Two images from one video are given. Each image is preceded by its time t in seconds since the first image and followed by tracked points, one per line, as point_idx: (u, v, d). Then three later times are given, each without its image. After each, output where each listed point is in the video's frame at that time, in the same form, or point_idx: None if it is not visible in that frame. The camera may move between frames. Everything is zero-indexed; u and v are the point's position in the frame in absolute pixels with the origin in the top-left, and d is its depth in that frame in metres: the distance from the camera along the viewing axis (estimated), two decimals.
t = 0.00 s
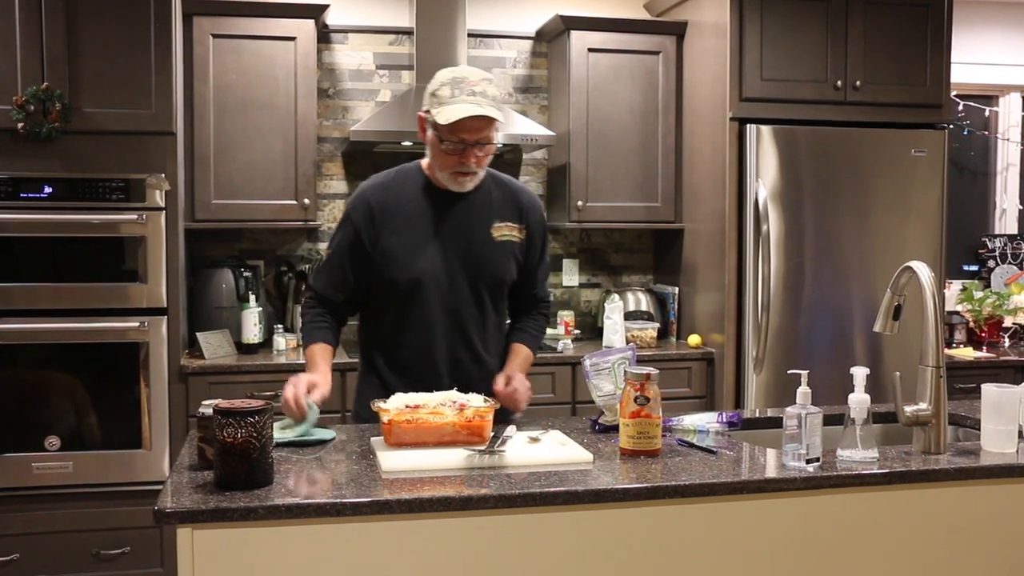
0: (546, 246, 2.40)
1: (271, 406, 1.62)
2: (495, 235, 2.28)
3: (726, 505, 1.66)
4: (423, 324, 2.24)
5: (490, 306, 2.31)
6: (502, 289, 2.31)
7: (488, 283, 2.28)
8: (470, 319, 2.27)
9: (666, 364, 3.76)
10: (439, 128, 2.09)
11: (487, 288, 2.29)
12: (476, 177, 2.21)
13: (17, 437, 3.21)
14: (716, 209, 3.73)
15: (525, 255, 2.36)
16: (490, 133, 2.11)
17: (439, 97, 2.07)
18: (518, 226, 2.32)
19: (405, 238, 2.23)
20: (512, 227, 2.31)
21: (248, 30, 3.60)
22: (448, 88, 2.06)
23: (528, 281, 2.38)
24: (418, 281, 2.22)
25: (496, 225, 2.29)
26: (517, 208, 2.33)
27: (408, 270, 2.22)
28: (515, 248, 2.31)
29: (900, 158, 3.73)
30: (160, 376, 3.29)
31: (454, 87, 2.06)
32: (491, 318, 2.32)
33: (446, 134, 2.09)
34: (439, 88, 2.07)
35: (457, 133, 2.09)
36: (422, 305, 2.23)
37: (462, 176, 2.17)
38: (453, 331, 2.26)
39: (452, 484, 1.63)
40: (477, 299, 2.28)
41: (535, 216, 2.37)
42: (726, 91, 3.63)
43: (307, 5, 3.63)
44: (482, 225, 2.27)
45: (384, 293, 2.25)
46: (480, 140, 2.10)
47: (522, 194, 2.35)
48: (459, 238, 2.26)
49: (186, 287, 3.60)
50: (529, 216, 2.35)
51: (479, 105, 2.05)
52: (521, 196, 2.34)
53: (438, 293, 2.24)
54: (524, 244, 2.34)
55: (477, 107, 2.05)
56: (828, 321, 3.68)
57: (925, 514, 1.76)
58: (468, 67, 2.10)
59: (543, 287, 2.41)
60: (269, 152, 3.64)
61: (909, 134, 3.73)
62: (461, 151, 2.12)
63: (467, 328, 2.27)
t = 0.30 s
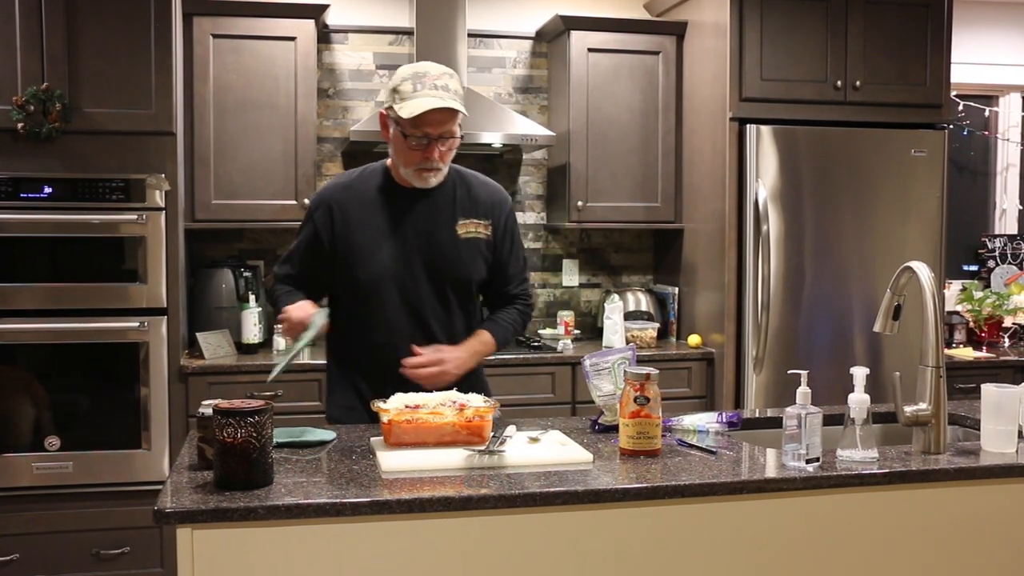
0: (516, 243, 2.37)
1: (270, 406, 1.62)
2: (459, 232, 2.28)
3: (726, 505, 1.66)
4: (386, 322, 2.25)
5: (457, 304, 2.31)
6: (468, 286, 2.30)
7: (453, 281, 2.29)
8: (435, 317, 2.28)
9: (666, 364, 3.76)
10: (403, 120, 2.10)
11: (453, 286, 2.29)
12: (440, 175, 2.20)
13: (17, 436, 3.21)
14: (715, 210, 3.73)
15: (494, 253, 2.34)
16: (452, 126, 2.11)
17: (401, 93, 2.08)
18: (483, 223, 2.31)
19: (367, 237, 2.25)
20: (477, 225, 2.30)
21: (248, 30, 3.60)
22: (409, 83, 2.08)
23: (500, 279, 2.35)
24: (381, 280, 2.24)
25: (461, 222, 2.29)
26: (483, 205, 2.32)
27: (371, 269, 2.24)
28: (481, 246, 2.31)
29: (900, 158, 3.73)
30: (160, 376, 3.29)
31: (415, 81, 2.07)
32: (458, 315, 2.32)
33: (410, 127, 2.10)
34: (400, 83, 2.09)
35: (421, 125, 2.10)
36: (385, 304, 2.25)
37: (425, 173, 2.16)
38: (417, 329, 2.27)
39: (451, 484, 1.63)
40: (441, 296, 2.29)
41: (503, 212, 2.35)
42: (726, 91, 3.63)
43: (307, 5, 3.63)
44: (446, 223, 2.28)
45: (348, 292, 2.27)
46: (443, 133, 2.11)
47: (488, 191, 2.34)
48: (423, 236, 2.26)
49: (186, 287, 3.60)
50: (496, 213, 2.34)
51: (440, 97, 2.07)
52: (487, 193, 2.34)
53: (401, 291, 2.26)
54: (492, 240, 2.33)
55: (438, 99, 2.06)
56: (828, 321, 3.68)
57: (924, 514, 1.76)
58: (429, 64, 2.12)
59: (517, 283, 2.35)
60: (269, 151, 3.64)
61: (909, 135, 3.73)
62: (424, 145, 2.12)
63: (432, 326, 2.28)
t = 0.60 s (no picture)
0: (519, 232, 2.36)
1: (271, 406, 1.62)
2: (459, 223, 2.30)
3: (726, 505, 1.66)
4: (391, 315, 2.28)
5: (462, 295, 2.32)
6: (471, 276, 2.31)
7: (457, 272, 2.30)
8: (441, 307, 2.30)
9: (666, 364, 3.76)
10: (382, 97, 2.15)
11: (456, 277, 2.30)
12: (427, 154, 2.19)
13: (17, 436, 3.22)
14: (716, 209, 3.73)
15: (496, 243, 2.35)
16: (432, 99, 2.15)
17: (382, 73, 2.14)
18: (484, 214, 2.32)
19: (371, 231, 2.26)
20: (477, 215, 2.31)
21: (248, 30, 3.60)
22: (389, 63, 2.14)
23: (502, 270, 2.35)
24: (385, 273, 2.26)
25: (460, 213, 2.30)
26: (483, 195, 2.33)
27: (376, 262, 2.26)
28: (482, 235, 2.32)
29: (900, 158, 3.72)
30: (160, 376, 3.29)
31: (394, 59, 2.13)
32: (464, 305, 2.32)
33: (389, 102, 2.14)
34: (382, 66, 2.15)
35: (399, 99, 2.13)
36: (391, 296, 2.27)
37: (410, 149, 2.16)
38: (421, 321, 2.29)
39: (452, 483, 1.63)
40: (446, 287, 2.30)
41: (504, 201, 2.36)
42: (726, 91, 3.63)
43: (307, 5, 3.63)
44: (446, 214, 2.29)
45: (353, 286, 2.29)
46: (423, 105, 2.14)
47: (487, 182, 2.35)
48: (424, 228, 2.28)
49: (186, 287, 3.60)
50: (496, 203, 2.35)
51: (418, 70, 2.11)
52: (486, 183, 2.35)
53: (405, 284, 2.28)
54: (492, 231, 2.34)
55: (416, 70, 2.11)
56: (828, 321, 3.67)
57: (925, 514, 1.76)
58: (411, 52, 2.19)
59: (517, 274, 2.32)
60: (269, 151, 3.64)
61: (909, 135, 3.73)
62: (405, 118, 2.14)
63: (435, 317, 2.30)
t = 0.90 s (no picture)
0: (531, 225, 2.43)
1: (271, 406, 1.62)
2: (474, 214, 2.33)
3: (726, 505, 1.66)
4: (411, 306, 2.28)
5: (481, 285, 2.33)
6: (489, 266, 2.33)
7: (476, 261, 2.31)
8: (460, 298, 2.30)
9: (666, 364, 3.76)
10: (393, 86, 2.24)
11: (475, 267, 2.32)
12: (432, 138, 2.22)
13: (17, 436, 3.22)
14: (716, 209, 3.73)
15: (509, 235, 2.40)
16: (438, 84, 2.21)
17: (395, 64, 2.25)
18: (497, 205, 2.37)
19: (388, 225, 2.29)
20: (491, 206, 2.36)
21: (248, 30, 3.60)
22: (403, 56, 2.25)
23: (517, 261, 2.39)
24: (405, 264, 2.27)
25: (474, 205, 2.34)
26: (494, 189, 2.39)
27: (395, 254, 2.27)
28: (497, 226, 2.36)
29: (900, 158, 3.72)
30: (160, 376, 3.29)
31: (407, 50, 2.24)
32: (483, 296, 2.33)
33: (398, 87, 2.22)
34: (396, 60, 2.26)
35: (406, 86, 2.22)
36: (411, 288, 2.27)
37: (414, 130, 2.20)
38: (442, 311, 2.29)
39: (452, 483, 1.63)
40: (466, 278, 2.31)
41: (515, 194, 2.42)
42: (726, 91, 3.63)
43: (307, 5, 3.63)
44: (461, 206, 2.33)
45: (371, 281, 2.30)
46: (429, 89, 2.21)
47: (497, 177, 2.41)
48: (441, 220, 2.31)
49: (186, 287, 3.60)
50: (508, 196, 2.41)
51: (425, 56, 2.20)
52: (496, 177, 2.41)
53: (424, 274, 2.28)
54: (505, 223, 2.39)
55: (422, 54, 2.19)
56: (828, 320, 3.67)
57: (925, 514, 1.76)
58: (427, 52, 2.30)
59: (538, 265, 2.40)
60: (269, 151, 3.64)
61: (909, 134, 3.73)
62: (411, 100, 2.21)
63: (455, 307, 2.30)
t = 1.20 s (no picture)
0: (538, 230, 2.44)
1: (271, 406, 1.62)
2: (483, 216, 2.34)
3: (726, 505, 1.66)
4: (418, 306, 2.27)
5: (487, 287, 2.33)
6: (496, 268, 2.34)
7: (483, 263, 2.32)
8: (467, 299, 2.30)
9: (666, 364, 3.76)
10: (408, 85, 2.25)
11: (483, 268, 2.32)
12: (442, 138, 2.21)
13: (17, 436, 3.21)
14: (716, 209, 3.73)
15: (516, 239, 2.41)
16: (450, 86, 2.21)
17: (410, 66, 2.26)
18: (505, 209, 2.37)
19: (396, 224, 2.29)
20: (500, 209, 2.37)
21: (247, 30, 3.60)
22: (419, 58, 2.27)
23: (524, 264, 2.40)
24: (413, 264, 2.27)
25: (483, 207, 2.35)
26: (503, 193, 2.40)
27: (403, 253, 2.27)
28: (505, 229, 2.36)
29: (899, 158, 3.72)
30: (160, 376, 3.29)
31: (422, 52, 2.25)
32: (489, 298, 2.34)
33: (411, 88, 2.24)
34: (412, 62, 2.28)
35: (420, 86, 2.22)
36: (418, 288, 2.27)
37: (424, 129, 2.21)
38: (449, 312, 2.29)
39: (452, 484, 1.63)
40: (473, 280, 2.31)
41: (523, 200, 2.43)
42: (726, 91, 3.63)
43: (307, 5, 3.63)
44: (470, 208, 2.33)
45: (378, 280, 2.30)
46: (441, 90, 2.21)
47: (506, 181, 2.42)
48: (450, 221, 2.31)
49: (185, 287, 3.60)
50: (516, 200, 2.41)
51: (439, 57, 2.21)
52: (505, 182, 2.42)
53: (433, 274, 2.28)
54: (513, 226, 2.39)
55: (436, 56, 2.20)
56: (828, 320, 3.68)
57: (925, 514, 1.76)
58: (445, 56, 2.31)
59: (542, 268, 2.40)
60: (269, 151, 3.64)
61: (909, 135, 3.73)
62: (423, 101, 2.21)
63: (463, 308, 2.30)
